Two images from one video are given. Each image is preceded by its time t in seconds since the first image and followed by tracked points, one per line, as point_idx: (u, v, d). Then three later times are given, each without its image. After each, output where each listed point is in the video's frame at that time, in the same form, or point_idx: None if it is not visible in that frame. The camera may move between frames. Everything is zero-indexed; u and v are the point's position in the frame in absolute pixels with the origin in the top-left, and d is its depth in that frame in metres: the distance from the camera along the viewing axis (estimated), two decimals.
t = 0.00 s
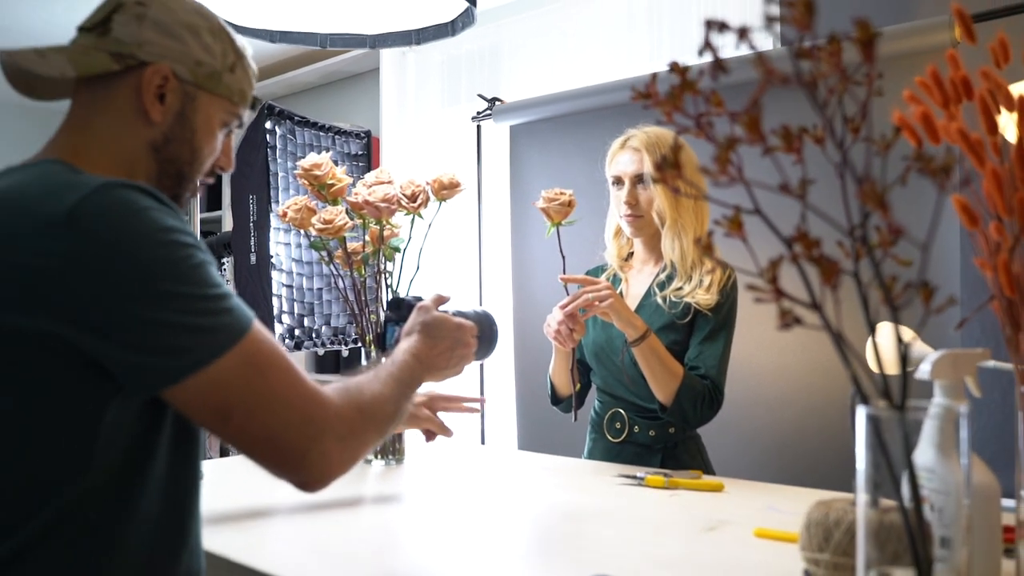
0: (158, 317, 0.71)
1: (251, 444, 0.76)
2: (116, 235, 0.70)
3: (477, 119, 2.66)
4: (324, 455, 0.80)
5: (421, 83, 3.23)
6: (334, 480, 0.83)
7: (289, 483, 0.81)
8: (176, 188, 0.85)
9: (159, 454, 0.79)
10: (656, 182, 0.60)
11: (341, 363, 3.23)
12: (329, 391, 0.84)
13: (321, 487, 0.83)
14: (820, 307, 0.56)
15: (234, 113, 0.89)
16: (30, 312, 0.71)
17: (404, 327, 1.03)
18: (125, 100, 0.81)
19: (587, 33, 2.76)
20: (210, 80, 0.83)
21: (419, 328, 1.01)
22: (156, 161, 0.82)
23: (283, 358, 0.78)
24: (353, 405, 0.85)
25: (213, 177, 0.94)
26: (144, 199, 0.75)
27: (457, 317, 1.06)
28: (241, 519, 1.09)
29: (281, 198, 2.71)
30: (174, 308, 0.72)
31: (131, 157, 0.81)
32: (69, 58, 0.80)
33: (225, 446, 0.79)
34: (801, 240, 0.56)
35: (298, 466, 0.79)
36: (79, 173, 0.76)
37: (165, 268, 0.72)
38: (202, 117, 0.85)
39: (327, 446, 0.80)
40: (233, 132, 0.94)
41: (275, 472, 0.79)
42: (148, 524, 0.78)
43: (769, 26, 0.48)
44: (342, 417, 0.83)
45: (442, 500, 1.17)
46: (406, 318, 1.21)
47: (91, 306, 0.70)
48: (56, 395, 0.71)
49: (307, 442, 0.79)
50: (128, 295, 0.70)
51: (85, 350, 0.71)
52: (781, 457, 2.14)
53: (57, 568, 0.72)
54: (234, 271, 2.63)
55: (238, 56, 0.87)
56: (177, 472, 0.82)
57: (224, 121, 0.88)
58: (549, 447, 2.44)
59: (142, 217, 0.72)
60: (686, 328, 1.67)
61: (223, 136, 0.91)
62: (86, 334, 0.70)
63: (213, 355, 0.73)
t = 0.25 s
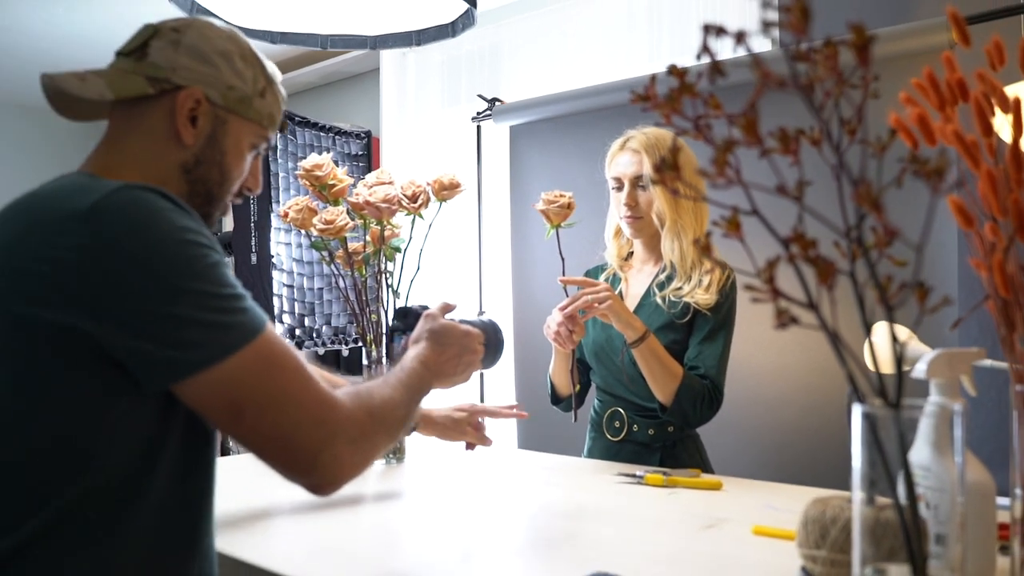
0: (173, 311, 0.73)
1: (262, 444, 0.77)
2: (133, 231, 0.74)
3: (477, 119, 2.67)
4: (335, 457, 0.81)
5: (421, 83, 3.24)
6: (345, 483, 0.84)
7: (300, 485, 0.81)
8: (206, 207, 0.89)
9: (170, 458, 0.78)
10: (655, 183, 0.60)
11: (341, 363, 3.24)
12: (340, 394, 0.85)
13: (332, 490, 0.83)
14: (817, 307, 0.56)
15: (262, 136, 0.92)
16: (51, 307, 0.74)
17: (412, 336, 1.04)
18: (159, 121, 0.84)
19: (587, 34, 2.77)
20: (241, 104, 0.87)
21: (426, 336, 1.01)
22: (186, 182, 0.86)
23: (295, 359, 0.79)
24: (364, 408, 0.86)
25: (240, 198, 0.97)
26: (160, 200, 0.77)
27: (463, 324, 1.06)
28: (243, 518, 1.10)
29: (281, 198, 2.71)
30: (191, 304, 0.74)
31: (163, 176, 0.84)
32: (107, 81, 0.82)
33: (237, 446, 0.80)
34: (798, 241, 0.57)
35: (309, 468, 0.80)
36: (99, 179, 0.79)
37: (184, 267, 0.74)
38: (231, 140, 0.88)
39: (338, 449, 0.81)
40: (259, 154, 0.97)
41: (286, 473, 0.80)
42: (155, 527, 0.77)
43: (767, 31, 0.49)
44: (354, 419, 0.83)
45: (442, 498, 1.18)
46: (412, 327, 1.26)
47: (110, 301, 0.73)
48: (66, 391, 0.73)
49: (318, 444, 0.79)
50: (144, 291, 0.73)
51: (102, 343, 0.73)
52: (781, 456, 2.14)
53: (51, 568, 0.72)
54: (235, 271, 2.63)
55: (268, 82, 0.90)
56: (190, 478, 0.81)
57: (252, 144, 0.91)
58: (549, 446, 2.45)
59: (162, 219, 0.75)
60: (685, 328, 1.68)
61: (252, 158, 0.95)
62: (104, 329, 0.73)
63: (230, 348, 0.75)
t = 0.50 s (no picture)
0: (199, 319, 0.75)
1: (280, 450, 0.79)
2: (163, 239, 0.75)
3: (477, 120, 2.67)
4: (351, 464, 0.83)
5: (421, 84, 3.25)
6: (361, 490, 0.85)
7: (315, 493, 0.83)
8: (220, 221, 0.89)
9: (189, 461, 0.81)
10: (656, 188, 0.61)
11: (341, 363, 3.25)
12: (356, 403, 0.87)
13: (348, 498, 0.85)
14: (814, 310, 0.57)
15: (279, 153, 0.93)
16: (76, 312, 0.75)
17: (421, 351, 1.05)
18: (178, 133, 0.85)
19: (586, 35, 2.78)
20: (259, 120, 0.88)
21: (434, 350, 1.03)
22: (202, 193, 0.86)
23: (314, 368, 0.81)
24: (379, 417, 0.87)
25: (254, 214, 0.98)
26: (185, 210, 0.79)
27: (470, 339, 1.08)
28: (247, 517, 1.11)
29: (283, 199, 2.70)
30: (219, 312, 0.76)
31: (179, 187, 0.85)
32: (130, 92, 0.84)
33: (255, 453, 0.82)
34: (796, 246, 0.58)
35: (326, 474, 0.81)
36: (123, 188, 0.80)
37: (208, 275, 0.76)
38: (248, 155, 0.89)
39: (355, 456, 0.83)
40: (275, 172, 0.98)
41: (304, 481, 0.82)
42: (173, 527, 0.80)
43: (766, 38, 0.50)
44: (370, 427, 0.85)
45: (444, 498, 1.19)
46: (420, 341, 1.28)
47: (139, 308, 0.74)
48: (93, 397, 0.75)
49: (335, 451, 0.81)
50: (173, 299, 0.75)
51: (131, 348, 0.74)
52: (780, 456, 2.15)
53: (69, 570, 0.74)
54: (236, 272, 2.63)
55: (286, 101, 0.91)
56: (207, 480, 0.83)
57: (269, 161, 0.92)
58: (549, 447, 2.46)
59: (187, 228, 0.77)
60: (684, 329, 1.69)
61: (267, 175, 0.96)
62: (134, 333, 0.75)
63: (254, 355, 0.77)
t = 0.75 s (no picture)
0: (203, 329, 0.77)
1: (281, 456, 0.81)
2: (171, 252, 0.76)
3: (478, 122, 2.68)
4: (348, 471, 0.84)
5: (422, 85, 3.25)
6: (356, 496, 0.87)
7: (310, 497, 0.84)
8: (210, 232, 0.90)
9: (186, 463, 0.83)
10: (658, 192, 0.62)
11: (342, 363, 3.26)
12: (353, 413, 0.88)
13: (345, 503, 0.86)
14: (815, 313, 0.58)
15: (275, 171, 0.94)
16: (79, 320, 0.75)
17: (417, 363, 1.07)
18: (179, 142, 0.86)
19: (587, 36, 2.78)
20: (259, 136, 0.90)
21: (430, 363, 1.05)
22: (197, 203, 0.88)
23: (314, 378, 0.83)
24: (377, 426, 0.89)
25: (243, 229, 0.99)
26: (191, 222, 0.80)
27: (463, 351, 1.10)
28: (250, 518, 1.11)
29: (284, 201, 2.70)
30: (224, 325, 0.78)
31: (174, 196, 0.86)
32: (136, 96, 0.86)
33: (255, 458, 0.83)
34: (797, 249, 0.58)
35: (325, 482, 0.83)
36: (129, 197, 0.81)
37: (214, 287, 0.78)
38: (245, 169, 0.91)
39: (352, 463, 0.84)
40: (268, 190, 0.99)
41: (301, 487, 0.83)
42: (170, 527, 0.82)
43: (767, 44, 0.50)
44: (367, 435, 0.87)
45: (446, 499, 1.20)
46: (416, 355, 1.22)
47: (146, 319, 0.76)
48: (99, 405, 0.76)
49: (333, 458, 0.83)
50: (180, 311, 0.76)
51: (136, 357, 0.76)
52: (779, 456, 2.16)
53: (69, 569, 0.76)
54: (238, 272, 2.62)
55: (287, 119, 0.93)
56: (202, 480, 0.85)
57: (264, 177, 0.94)
58: (549, 447, 2.46)
59: (191, 239, 0.78)
60: (684, 331, 1.70)
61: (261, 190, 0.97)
62: (137, 343, 0.76)
63: (253, 366, 0.78)
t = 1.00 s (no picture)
0: (189, 332, 0.77)
1: (267, 454, 0.81)
2: (153, 254, 0.76)
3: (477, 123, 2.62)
4: (335, 469, 0.84)
5: (422, 86, 3.27)
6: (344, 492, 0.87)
7: (298, 493, 0.84)
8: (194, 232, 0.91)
9: (167, 460, 0.84)
10: (660, 195, 0.63)
11: (342, 363, 3.26)
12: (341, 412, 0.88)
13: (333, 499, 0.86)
14: (812, 314, 0.59)
15: (260, 172, 0.95)
16: (64, 323, 0.76)
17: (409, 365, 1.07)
18: (162, 142, 0.87)
19: (587, 38, 2.79)
20: (244, 137, 0.90)
21: (423, 364, 1.05)
22: (180, 203, 0.89)
23: (298, 376, 0.83)
24: (364, 425, 0.89)
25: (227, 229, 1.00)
26: (175, 224, 0.80)
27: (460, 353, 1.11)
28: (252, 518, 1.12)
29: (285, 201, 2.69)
30: (210, 326, 0.78)
31: (158, 195, 0.87)
32: (121, 94, 0.87)
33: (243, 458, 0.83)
34: (795, 252, 0.59)
35: (313, 479, 0.83)
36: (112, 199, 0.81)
37: (199, 290, 0.78)
38: (229, 170, 0.91)
39: (339, 459, 0.84)
40: (252, 192, 1.00)
41: (288, 484, 0.83)
42: (149, 522, 0.83)
43: (766, 51, 0.51)
44: (354, 433, 0.87)
45: (447, 498, 1.21)
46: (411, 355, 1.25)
47: (127, 321, 0.76)
48: (85, 406, 0.77)
49: (319, 455, 0.83)
50: (166, 313, 0.76)
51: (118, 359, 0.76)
52: (779, 456, 2.17)
53: (55, 569, 0.77)
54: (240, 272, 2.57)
55: (272, 121, 0.94)
56: (182, 475, 0.87)
57: (248, 178, 0.95)
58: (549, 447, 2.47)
59: (176, 242, 0.78)
60: (688, 334, 1.72)
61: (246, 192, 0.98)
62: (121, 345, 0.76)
63: (238, 367, 0.79)
